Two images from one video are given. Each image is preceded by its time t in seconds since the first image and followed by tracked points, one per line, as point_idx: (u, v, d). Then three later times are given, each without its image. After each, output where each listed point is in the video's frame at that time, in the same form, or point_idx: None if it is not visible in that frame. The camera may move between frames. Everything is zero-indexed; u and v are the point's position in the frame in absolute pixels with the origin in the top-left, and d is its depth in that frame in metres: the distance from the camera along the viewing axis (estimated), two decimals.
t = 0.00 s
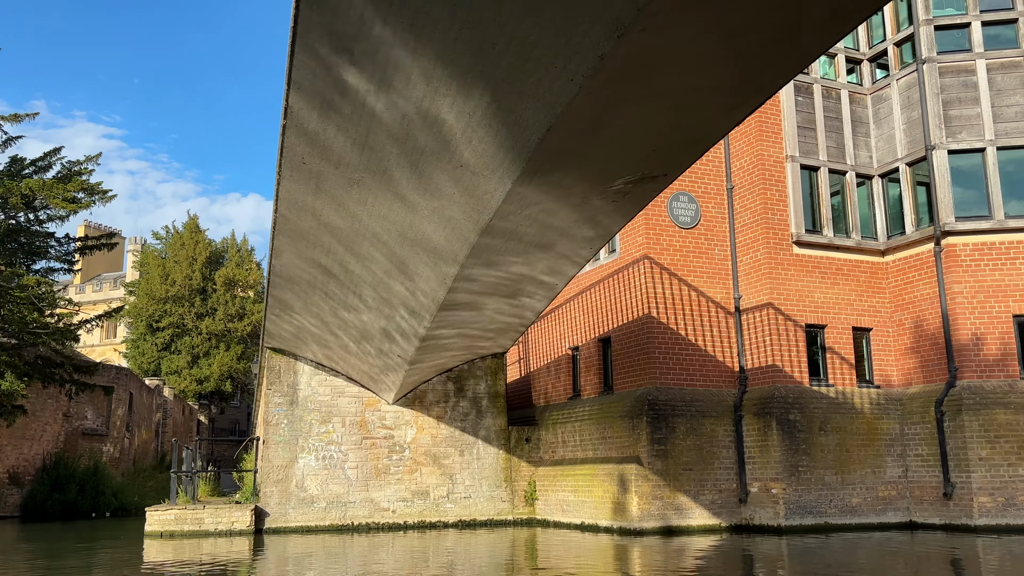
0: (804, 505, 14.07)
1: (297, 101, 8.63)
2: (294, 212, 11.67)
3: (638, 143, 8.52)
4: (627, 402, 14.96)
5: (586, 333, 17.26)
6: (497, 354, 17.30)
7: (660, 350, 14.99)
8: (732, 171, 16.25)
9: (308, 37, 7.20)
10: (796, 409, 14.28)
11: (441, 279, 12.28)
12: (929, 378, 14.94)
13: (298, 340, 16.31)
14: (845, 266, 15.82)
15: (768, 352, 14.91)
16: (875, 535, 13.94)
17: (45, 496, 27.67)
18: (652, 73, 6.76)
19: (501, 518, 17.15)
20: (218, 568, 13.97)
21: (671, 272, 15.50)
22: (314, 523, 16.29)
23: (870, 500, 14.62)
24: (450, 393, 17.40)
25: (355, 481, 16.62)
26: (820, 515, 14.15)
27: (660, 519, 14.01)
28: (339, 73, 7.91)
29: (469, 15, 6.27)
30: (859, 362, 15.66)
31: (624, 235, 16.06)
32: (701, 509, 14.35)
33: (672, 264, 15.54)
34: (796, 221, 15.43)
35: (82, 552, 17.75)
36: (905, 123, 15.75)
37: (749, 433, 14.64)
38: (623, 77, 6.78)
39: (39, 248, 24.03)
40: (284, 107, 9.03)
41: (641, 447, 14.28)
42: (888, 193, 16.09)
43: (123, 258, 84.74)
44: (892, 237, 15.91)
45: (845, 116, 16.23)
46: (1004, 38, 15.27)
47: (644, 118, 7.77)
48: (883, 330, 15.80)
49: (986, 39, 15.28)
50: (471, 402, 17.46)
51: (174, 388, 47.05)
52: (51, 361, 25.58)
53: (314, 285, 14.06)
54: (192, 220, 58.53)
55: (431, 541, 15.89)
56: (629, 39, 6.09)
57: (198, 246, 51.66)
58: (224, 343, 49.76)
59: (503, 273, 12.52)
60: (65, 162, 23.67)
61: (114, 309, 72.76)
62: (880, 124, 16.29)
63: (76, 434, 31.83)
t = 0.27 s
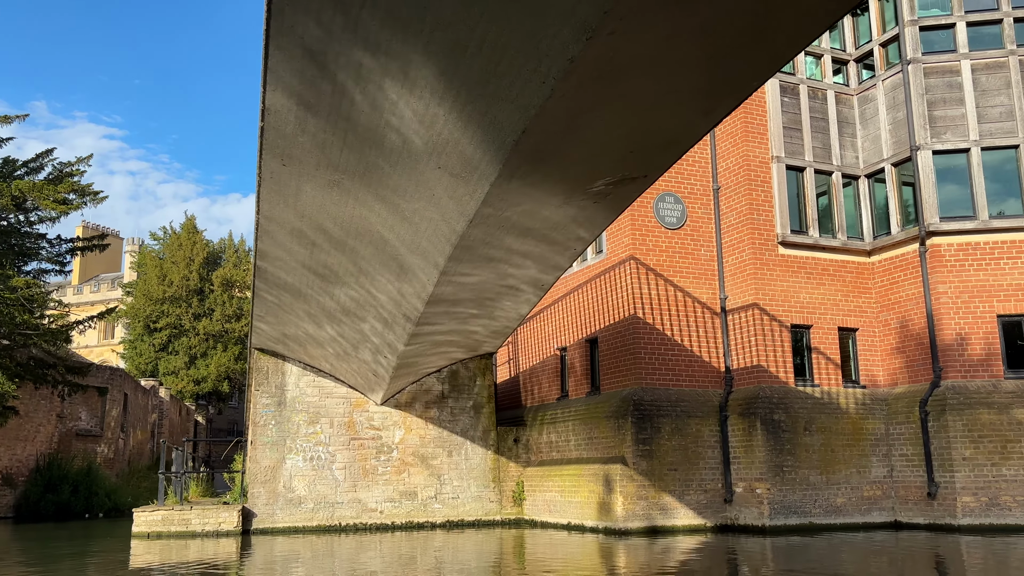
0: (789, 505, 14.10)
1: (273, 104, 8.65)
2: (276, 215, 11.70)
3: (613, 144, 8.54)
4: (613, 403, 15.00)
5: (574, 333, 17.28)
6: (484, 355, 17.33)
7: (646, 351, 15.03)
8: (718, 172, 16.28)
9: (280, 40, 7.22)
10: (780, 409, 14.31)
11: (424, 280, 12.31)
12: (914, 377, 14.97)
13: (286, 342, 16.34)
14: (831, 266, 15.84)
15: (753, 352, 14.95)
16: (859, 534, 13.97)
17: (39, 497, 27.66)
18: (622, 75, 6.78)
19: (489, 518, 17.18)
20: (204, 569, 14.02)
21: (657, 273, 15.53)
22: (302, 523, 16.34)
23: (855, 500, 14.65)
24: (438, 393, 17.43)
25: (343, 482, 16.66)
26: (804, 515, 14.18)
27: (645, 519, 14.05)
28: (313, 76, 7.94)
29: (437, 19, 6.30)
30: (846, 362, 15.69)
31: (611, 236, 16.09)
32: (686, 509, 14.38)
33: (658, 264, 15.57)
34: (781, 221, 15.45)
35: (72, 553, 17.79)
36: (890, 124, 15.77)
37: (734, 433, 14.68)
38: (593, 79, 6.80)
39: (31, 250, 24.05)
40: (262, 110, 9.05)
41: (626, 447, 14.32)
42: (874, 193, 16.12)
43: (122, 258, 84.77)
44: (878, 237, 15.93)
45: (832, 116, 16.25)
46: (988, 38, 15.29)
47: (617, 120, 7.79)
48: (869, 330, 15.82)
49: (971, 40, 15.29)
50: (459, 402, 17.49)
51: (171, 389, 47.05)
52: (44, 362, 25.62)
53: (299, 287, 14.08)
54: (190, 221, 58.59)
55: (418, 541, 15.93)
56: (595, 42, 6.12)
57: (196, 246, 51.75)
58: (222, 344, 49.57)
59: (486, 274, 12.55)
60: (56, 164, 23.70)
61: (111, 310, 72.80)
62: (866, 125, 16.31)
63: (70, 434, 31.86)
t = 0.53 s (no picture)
0: (773, 503, 14.13)
1: (249, 105, 8.67)
2: (258, 215, 11.72)
3: (588, 145, 8.56)
4: (598, 402, 15.04)
5: (561, 332, 17.31)
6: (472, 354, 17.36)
7: (631, 350, 15.06)
8: (704, 171, 16.30)
9: (252, 42, 7.23)
10: (764, 408, 14.34)
11: (407, 280, 12.34)
12: (899, 376, 15.00)
13: (273, 342, 16.36)
14: (817, 265, 15.84)
15: (738, 350, 14.98)
16: (844, 533, 14.00)
17: (31, 497, 27.57)
18: (591, 76, 6.80)
19: (477, 517, 17.21)
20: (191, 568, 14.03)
21: (643, 272, 15.56)
22: (289, 522, 16.38)
23: (840, 498, 14.68)
24: (425, 393, 17.46)
25: (330, 481, 16.69)
26: (788, 513, 14.22)
27: (629, 518, 14.09)
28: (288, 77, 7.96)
29: (405, 21, 6.33)
30: (831, 361, 15.71)
31: (597, 235, 16.12)
32: (670, 507, 14.41)
33: (643, 263, 15.60)
34: (766, 220, 15.48)
35: (60, 553, 17.81)
36: (876, 123, 15.79)
37: (719, 431, 14.71)
38: (562, 81, 6.83)
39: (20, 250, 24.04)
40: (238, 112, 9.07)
41: (611, 446, 14.36)
42: (859, 192, 16.14)
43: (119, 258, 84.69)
44: (863, 236, 15.94)
45: (817, 116, 16.25)
46: (973, 37, 15.31)
47: (589, 120, 7.81)
48: (854, 328, 15.85)
49: (955, 39, 15.32)
50: (447, 401, 17.52)
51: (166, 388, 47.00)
52: (35, 361, 25.63)
53: (284, 287, 14.11)
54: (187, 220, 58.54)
55: (406, 540, 15.96)
56: (561, 45, 6.14)
57: (193, 246, 51.49)
58: (219, 343, 49.70)
59: (469, 273, 12.57)
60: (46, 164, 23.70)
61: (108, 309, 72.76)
62: (852, 124, 16.32)
63: (63, 434, 31.86)
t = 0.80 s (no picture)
0: (756, 501, 14.18)
1: (224, 105, 8.69)
2: (239, 215, 11.73)
3: (562, 144, 8.58)
4: (583, 399, 15.07)
5: (548, 330, 17.34)
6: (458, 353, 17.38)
7: (616, 348, 15.10)
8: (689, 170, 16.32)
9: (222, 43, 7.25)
10: (748, 406, 14.38)
11: (389, 278, 12.36)
12: (883, 373, 15.03)
13: (260, 341, 16.39)
14: (801, 263, 15.87)
15: (722, 348, 15.02)
16: (827, 530, 14.04)
17: (22, 496, 27.53)
18: (561, 76, 6.83)
19: (464, 515, 17.24)
20: (176, 566, 14.08)
21: (627, 270, 15.59)
22: (275, 521, 16.41)
23: (823, 495, 14.72)
24: (412, 391, 17.48)
25: (317, 480, 16.72)
26: (772, 510, 14.26)
27: (613, 515, 14.11)
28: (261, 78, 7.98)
29: (373, 23, 6.34)
30: (815, 358, 15.74)
31: (582, 233, 16.14)
32: (654, 505, 14.45)
33: (628, 261, 15.62)
34: (750, 218, 15.50)
35: (47, 552, 17.85)
36: (860, 121, 15.81)
37: (703, 429, 14.75)
38: (532, 82, 6.86)
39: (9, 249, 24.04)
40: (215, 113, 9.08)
41: (594, 444, 14.38)
42: (844, 190, 16.16)
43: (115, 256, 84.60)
44: (848, 234, 15.96)
45: (802, 114, 16.26)
46: (957, 35, 15.32)
47: (562, 120, 7.84)
48: (839, 326, 15.88)
49: (939, 37, 15.34)
50: (433, 400, 17.55)
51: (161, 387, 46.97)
52: (25, 360, 25.65)
53: (268, 286, 14.13)
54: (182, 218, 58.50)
55: (392, 538, 16.00)
56: (528, 46, 6.17)
57: (189, 244, 51.35)
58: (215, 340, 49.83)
59: (451, 272, 12.58)
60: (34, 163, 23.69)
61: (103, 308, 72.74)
62: (837, 122, 16.34)
63: (55, 433, 31.88)
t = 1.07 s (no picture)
0: (738, 498, 14.22)
1: (199, 105, 8.70)
2: (220, 215, 11.74)
3: (536, 144, 8.60)
4: (567, 398, 15.10)
5: (534, 329, 17.36)
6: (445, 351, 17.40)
7: (600, 346, 15.13)
8: (673, 168, 16.34)
9: (193, 44, 7.25)
10: (731, 404, 14.42)
11: (370, 278, 12.38)
12: (866, 371, 15.06)
13: (245, 340, 16.41)
14: (785, 261, 15.90)
15: (705, 346, 15.06)
16: (809, 527, 14.07)
17: (14, 493, 27.34)
18: (529, 77, 6.85)
19: (450, 514, 17.27)
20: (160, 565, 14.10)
21: (612, 269, 15.61)
22: (261, 519, 16.44)
23: (806, 493, 14.75)
24: (398, 389, 17.50)
25: (303, 478, 16.75)
26: (754, 508, 14.30)
27: (596, 513, 14.13)
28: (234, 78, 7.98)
29: (340, 24, 6.36)
30: (800, 356, 15.77)
31: (567, 232, 16.17)
32: (637, 503, 14.49)
33: (612, 260, 15.65)
34: (734, 217, 15.53)
35: (34, 550, 17.87)
36: (844, 119, 15.83)
37: (686, 427, 14.79)
38: (501, 82, 6.87)
39: None
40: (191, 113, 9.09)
41: (578, 442, 14.41)
42: (829, 188, 16.19)
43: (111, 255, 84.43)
44: (832, 232, 15.99)
45: (787, 112, 16.27)
46: (940, 34, 15.35)
47: (533, 120, 7.86)
48: (823, 324, 15.91)
49: (922, 35, 15.38)
50: (420, 398, 17.57)
51: (156, 386, 46.90)
52: (15, 359, 25.66)
53: (251, 286, 14.13)
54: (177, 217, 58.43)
55: (377, 536, 16.02)
56: (495, 47, 6.19)
57: (184, 243, 51.37)
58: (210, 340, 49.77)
59: (433, 270, 12.59)
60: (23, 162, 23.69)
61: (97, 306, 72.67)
62: (821, 120, 16.36)
63: (46, 432, 31.88)
